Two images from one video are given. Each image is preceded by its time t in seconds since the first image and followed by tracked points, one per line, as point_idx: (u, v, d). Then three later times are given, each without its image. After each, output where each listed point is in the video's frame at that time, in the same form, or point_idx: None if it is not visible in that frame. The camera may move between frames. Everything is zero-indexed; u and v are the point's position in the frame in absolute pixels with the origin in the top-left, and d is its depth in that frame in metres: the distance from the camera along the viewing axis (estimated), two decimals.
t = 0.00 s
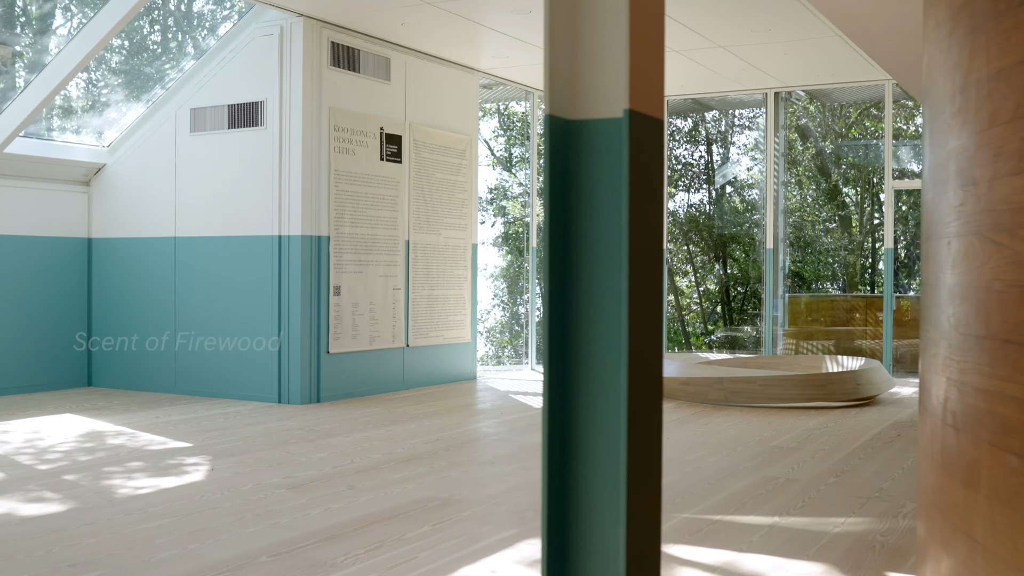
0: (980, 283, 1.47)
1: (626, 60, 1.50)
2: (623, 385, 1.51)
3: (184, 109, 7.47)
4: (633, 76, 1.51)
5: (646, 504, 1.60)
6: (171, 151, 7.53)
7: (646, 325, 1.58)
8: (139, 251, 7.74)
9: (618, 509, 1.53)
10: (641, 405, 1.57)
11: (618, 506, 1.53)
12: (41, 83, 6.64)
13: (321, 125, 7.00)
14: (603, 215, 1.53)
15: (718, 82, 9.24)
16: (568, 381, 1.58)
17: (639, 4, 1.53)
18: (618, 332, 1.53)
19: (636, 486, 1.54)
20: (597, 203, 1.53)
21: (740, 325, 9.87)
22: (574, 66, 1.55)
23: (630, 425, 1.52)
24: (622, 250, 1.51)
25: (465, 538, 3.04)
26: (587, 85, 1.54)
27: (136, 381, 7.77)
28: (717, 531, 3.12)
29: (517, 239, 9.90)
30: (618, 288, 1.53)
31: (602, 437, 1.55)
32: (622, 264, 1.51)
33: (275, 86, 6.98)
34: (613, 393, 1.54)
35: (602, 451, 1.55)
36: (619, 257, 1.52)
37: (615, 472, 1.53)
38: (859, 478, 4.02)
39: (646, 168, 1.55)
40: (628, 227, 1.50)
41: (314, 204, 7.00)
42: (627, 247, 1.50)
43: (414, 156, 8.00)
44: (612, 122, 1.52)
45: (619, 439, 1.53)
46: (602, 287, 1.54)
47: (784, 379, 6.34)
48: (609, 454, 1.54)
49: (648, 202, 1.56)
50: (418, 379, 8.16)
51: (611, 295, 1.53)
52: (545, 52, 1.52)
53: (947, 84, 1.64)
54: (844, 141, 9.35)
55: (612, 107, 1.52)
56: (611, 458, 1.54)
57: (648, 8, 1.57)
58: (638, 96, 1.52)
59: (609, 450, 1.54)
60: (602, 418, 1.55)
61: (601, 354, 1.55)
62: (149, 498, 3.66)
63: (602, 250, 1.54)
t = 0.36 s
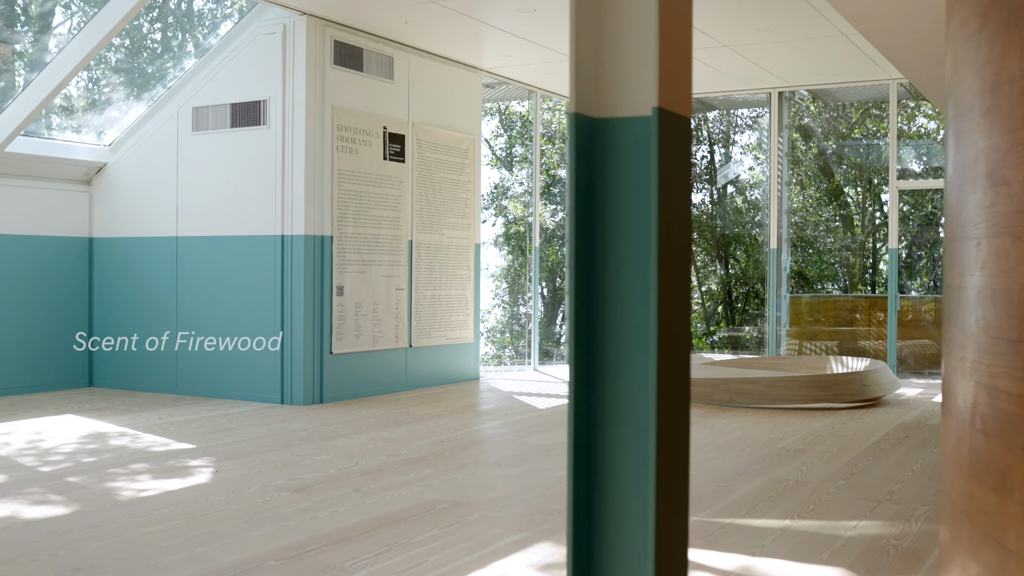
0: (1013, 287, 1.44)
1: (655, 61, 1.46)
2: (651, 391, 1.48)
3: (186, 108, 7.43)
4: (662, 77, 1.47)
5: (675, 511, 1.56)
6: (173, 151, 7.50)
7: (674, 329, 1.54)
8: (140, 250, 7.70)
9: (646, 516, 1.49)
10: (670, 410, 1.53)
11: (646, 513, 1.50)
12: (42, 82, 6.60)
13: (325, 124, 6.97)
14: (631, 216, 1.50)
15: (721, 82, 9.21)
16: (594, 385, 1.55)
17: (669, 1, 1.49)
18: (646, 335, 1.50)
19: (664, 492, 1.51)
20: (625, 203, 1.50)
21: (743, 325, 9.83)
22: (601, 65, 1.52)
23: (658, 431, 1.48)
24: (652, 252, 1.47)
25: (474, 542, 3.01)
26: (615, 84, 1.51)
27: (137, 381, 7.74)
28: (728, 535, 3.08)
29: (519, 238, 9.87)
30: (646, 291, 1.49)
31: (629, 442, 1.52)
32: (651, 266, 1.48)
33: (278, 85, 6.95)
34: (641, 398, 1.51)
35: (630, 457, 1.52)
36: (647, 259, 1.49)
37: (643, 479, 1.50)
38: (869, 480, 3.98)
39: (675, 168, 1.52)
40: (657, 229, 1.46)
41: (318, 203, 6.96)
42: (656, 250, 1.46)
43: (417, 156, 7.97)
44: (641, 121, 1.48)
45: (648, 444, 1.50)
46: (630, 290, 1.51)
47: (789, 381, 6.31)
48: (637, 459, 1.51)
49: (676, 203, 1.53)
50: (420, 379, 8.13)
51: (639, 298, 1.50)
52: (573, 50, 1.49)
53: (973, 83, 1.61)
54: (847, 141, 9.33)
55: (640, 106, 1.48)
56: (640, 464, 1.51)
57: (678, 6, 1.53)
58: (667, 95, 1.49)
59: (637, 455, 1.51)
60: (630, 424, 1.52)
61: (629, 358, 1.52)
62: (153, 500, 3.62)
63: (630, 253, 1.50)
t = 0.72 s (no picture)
0: None
1: (688, 62, 1.42)
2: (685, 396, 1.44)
3: (189, 108, 7.40)
4: (695, 78, 1.43)
5: (707, 520, 1.52)
6: (176, 151, 7.46)
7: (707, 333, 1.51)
8: (143, 250, 7.66)
9: (679, 525, 1.45)
10: (703, 416, 1.49)
11: (679, 522, 1.45)
12: (44, 82, 6.56)
13: (329, 124, 6.93)
14: (664, 217, 1.46)
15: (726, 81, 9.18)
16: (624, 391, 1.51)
17: None
18: (679, 339, 1.46)
19: (697, 501, 1.47)
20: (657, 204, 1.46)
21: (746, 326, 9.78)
22: (631, 65, 1.48)
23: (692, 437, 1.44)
24: (685, 254, 1.44)
25: (485, 547, 2.97)
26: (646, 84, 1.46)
27: (139, 382, 7.70)
28: (742, 540, 3.05)
29: (521, 238, 9.84)
30: (680, 293, 1.45)
31: (660, 449, 1.48)
32: (685, 268, 1.44)
33: (281, 85, 6.92)
34: (673, 403, 1.47)
35: (661, 464, 1.48)
36: (682, 261, 1.45)
37: (675, 487, 1.46)
38: (881, 483, 3.94)
39: (707, 169, 1.48)
40: (691, 230, 1.42)
41: (322, 203, 6.93)
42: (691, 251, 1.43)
43: (421, 155, 7.94)
44: (673, 120, 1.44)
45: (681, 451, 1.46)
46: (662, 293, 1.47)
47: (796, 382, 6.28)
48: (669, 467, 1.47)
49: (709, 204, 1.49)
50: (424, 380, 8.10)
51: (672, 301, 1.46)
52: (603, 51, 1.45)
53: None
54: (850, 141, 9.29)
55: (673, 105, 1.44)
56: (673, 472, 1.47)
57: (710, 5, 1.49)
58: (701, 94, 1.45)
59: (670, 463, 1.47)
60: (662, 430, 1.48)
61: (661, 363, 1.48)
62: (159, 504, 3.58)
63: (662, 255, 1.47)
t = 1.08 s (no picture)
0: None
1: (722, 59, 1.38)
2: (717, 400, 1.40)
3: (192, 107, 7.36)
4: (728, 75, 1.39)
5: (739, 528, 1.47)
6: (178, 150, 7.43)
7: (740, 336, 1.46)
8: (145, 251, 7.62)
9: (711, 533, 1.41)
10: (735, 421, 1.45)
11: (710, 530, 1.41)
12: (47, 81, 6.52)
13: (332, 123, 6.90)
14: (694, 216, 1.42)
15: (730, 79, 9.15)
16: (653, 395, 1.47)
17: None
18: (711, 341, 1.42)
19: (729, 508, 1.42)
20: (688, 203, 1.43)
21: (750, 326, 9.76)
22: (660, 64, 1.45)
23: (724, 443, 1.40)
24: (717, 254, 1.40)
25: (495, 552, 2.93)
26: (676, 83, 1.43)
27: (142, 382, 7.66)
28: (754, 544, 3.00)
29: (523, 237, 9.80)
30: (711, 294, 1.42)
31: (690, 452, 1.44)
32: (717, 269, 1.40)
33: (284, 84, 6.88)
34: (705, 407, 1.43)
35: (692, 470, 1.44)
36: (713, 262, 1.41)
37: (706, 494, 1.42)
38: (892, 485, 3.91)
39: (740, 168, 1.44)
40: (724, 229, 1.39)
41: (325, 204, 6.89)
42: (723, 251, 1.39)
43: (425, 155, 7.91)
44: (704, 118, 1.41)
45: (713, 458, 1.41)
46: (693, 294, 1.44)
47: (802, 384, 6.24)
48: (701, 472, 1.43)
49: (742, 204, 1.45)
50: (427, 381, 8.06)
51: (703, 303, 1.43)
52: (632, 51, 1.41)
53: None
54: (854, 140, 9.26)
55: (705, 104, 1.41)
56: (704, 477, 1.42)
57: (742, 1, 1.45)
58: (734, 93, 1.41)
59: (701, 468, 1.43)
60: (692, 435, 1.44)
61: (691, 365, 1.44)
62: (164, 507, 3.55)
63: (692, 255, 1.43)
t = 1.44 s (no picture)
0: None
1: (754, 44, 1.33)
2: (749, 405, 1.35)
3: (193, 106, 7.32)
4: (760, 63, 1.34)
5: (771, 537, 1.42)
6: (179, 149, 7.39)
7: (772, 335, 1.41)
8: (145, 251, 7.58)
9: (742, 544, 1.36)
10: (768, 428, 1.40)
11: (742, 539, 1.36)
12: (46, 79, 6.48)
13: (334, 121, 6.86)
14: (723, 215, 1.37)
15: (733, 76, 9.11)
16: (680, 400, 1.42)
17: None
18: (742, 344, 1.37)
19: (762, 517, 1.38)
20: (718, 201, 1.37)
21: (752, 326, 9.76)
22: (687, 55, 1.39)
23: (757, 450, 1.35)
24: (749, 254, 1.35)
25: (504, 555, 2.90)
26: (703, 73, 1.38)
27: (143, 382, 7.62)
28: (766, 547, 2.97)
29: (524, 236, 9.76)
30: (743, 296, 1.37)
31: (720, 456, 1.39)
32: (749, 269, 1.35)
33: (286, 83, 6.85)
34: (736, 413, 1.38)
35: (722, 478, 1.39)
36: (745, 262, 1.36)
37: (735, 499, 1.37)
38: (901, 486, 3.87)
39: (772, 163, 1.39)
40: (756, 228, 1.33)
41: (327, 205, 6.85)
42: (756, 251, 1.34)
43: (427, 154, 7.88)
44: (735, 112, 1.36)
45: (745, 466, 1.36)
46: (722, 295, 1.39)
47: (807, 384, 6.21)
48: (730, 480, 1.38)
49: (775, 201, 1.40)
50: (429, 382, 8.03)
51: (732, 304, 1.37)
52: (659, 41, 1.36)
53: None
54: (856, 139, 9.22)
55: (738, 97, 1.35)
56: (736, 485, 1.37)
57: None
58: (766, 85, 1.36)
59: (731, 476, 1.38)
60: (722, 441, 1.39)
61: (720, 370, 1.39)
62: (167, 510, 3.51)
63: (721, 254, 1.38)
